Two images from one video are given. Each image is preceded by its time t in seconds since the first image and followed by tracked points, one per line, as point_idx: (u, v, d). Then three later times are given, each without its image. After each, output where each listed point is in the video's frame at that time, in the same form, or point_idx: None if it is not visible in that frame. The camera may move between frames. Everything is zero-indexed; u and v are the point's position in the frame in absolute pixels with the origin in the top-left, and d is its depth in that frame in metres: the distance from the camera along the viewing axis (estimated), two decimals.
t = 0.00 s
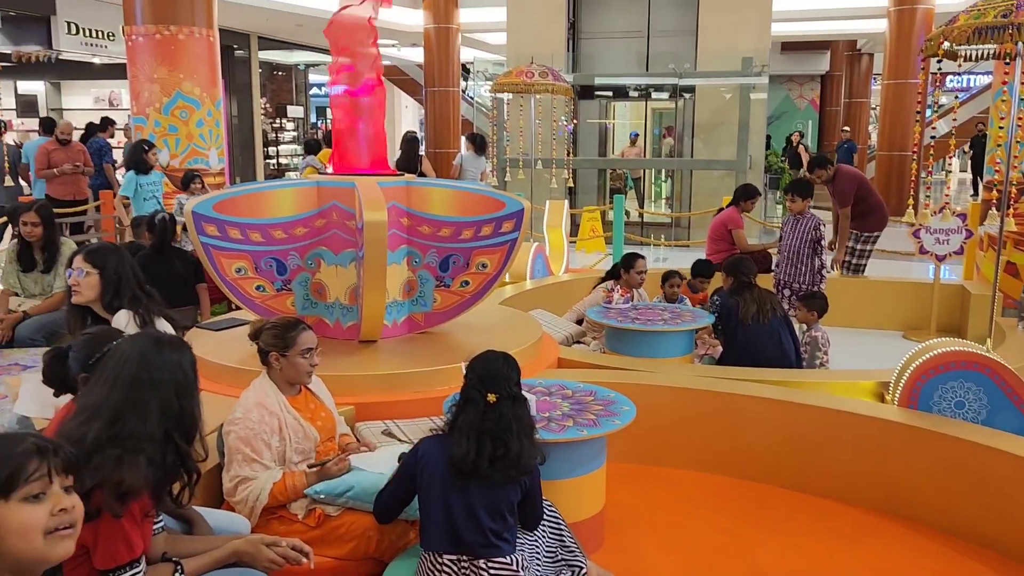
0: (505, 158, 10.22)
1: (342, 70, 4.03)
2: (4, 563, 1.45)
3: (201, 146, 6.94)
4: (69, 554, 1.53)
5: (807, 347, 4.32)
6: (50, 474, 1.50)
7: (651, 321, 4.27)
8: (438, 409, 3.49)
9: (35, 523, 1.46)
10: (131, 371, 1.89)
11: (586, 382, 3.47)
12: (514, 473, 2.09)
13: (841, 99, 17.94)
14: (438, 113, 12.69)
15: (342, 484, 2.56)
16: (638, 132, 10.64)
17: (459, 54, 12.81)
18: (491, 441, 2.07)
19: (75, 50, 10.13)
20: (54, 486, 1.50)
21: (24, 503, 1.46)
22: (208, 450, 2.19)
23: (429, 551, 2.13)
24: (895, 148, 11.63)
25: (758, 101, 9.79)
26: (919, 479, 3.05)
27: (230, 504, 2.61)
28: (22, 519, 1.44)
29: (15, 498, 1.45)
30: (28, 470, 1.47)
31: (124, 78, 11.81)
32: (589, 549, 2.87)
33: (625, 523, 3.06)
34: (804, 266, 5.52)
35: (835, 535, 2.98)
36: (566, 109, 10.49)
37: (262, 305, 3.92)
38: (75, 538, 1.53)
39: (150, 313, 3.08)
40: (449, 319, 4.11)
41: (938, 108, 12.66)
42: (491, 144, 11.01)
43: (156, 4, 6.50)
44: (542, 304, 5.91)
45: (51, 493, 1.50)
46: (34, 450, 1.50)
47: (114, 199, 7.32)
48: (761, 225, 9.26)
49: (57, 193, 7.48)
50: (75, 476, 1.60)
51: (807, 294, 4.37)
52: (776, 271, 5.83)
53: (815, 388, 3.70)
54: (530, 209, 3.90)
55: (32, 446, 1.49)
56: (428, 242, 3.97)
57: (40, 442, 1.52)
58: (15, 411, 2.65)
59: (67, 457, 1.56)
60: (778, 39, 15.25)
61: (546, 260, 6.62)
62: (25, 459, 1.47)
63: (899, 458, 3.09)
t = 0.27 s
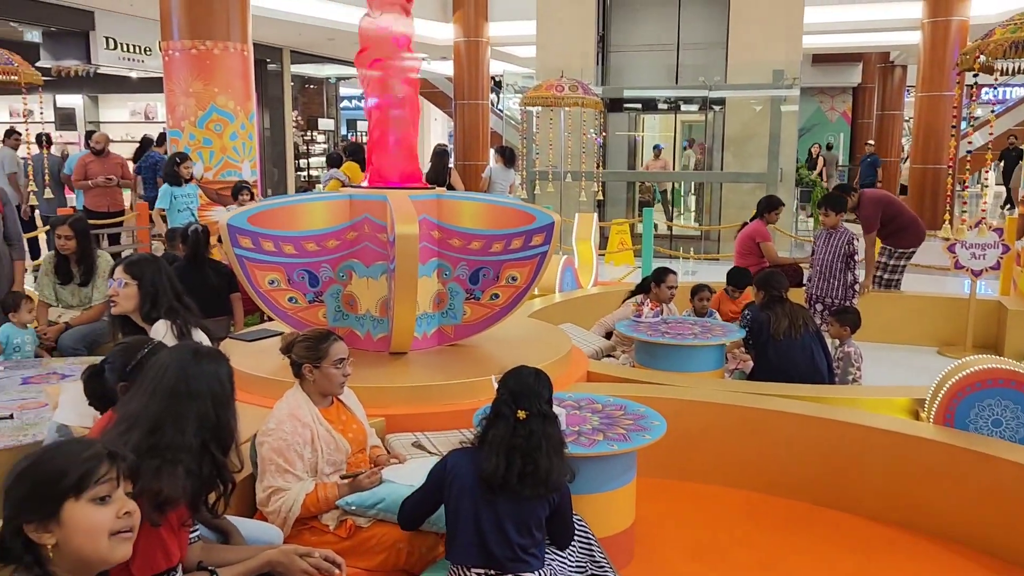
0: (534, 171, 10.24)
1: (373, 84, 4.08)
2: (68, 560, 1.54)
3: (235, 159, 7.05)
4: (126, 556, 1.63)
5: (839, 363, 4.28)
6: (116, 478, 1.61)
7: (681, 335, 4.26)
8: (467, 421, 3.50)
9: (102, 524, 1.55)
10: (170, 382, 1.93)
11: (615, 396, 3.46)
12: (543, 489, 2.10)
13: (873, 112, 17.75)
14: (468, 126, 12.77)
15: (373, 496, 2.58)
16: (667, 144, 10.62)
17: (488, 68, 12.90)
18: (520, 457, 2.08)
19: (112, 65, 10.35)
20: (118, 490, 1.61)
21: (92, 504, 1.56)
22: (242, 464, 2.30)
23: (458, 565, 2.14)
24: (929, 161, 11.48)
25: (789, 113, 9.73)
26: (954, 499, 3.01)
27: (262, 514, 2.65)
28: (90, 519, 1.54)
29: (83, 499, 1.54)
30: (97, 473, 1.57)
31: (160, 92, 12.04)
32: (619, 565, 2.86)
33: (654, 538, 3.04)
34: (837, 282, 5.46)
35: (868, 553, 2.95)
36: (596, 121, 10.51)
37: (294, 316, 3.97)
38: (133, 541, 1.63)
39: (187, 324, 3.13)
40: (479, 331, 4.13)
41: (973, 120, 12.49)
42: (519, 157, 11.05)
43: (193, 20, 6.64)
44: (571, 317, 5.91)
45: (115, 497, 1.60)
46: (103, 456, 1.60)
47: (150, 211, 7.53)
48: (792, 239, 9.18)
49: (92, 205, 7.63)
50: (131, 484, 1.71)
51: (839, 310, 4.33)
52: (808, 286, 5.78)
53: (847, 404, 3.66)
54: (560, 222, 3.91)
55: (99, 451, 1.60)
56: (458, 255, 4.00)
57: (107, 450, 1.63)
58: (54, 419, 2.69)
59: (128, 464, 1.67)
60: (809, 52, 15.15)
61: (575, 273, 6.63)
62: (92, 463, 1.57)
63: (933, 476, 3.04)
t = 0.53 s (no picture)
0: (557, 182, 10.26)
1: (397, 95, 4.10)
2: (96, 563, 1.58)
3: (260, 169, 7.13)
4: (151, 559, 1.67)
5: (866, 376, 4.23)
6: (142, 484, 1.65)
7: (705, 347, 4.24)
8: (491, 432, 3.50)
9: (128, 528, 1.59)
10: (199, 391, 1.95)
11: (639, 408, 3.45)
12: (564, 503, 2.09)
13: (900, 123, 17.57)
14: (491, 136, 12.81)
15: (397, 506, 2.59)
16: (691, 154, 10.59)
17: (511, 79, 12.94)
18: (541, 470, 2.08)
19: (141, 76, 10.52)
20: (145, 496, 1.64)
21: (119, 509, 1.59)
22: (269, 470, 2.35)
23: None
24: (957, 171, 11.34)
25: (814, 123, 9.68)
26: (982, 515, 2.96)
27: (287, 524, 2.66)
28: (116, 524, 1.58)
29: (111, 505, 1.58)
30: (125, 479, 1.61)
31: (187, 103, 12.21)
32: None
33: (677, 549, 3.02)
34: (865, 294, 5.38)
35: (894, 568, 2.91)
36: (619, 132, 10.52)
37: (319, 326, 3.99)
38: (158, 543, 1.67)
39: (217, 333, 3.16)
40: (503, 342, 4.14)
41: (1003, 130, 12.32)
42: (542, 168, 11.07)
43: (221, 32, 6.73)
44: (592, 328, 5.89)
45: (141, 502, 1.64)
46: (130, 461, 1.64)
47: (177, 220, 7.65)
48: (817, 250, 9.11)
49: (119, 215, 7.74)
50: (157, 488, 1.74)
51: (866, 322, 4.29)
52: (834, 298, 5.73)
53: (874, 417, 3.62)
54: (585, 232, 3.89)
55: (126, 457, 1.63)
56: (482, 266, 4.01)
57: (133, 454, 1.66)
58: (83, 426, 2.73)
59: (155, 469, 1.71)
60: (835, 62, 15.04)
61: (598, 284, 6.62)
62: (121, 469, 1.61)
63: (961, 492, 3.00)
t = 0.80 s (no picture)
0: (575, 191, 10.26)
1: (416, 103, 4.13)
2: (160, 567, 1.67)
3: (280, 177, 7.19)
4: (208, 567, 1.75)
5: (888, 387, 4.19)
6: (211, 497, 1.73)
7: (725, 356, 4.21)
8: (509, 441, 3.50)
9: (195, 538, 1.68)
10: (219, 399, 1.96)
11: (657, 418, 3.43)
12: (582, 513, 2.08)
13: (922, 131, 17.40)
14: (509, 144, 12.84)
15: (414, 515, 2.60)
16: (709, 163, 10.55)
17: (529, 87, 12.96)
18: (558, 480, 2.08)
19: (164, 87, 10.66)
20: (212, 509, 1.73)
21: (188, 519, 1.68)
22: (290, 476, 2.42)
23: None
24: (980, 180, 11.21)
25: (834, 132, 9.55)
26: (1007, 528, 2.91)
27: (305, 532, 2.65)
28: (185, 533, 1.66)
29: (181, 514, 1.66)
30: (197, 491, 1.69)
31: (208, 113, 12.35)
32: None
33: (697, 560, 3.00)
34: (887, 303, 5.33)
35: None
36: (637, 141, 10.51)
37: (338, 334, 4.00)
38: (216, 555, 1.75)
39: (239, 341, 3.17)
40: (522, 351, 4.13)
41: None
42: (560, 176, 11.08)
43: (242, 42, 6.80)
44: (611, 338, 5.87)
45: (208, 514, 1.72)
46: (202, 473, 1.72)
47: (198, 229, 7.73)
48: (837, 260, 9.04)
49: (140, 223, 7.83)
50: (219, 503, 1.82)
51: (887, 332, 4.25)
52: (854, 308, 5.68)
53: (897, 428, 3.57)
54: (603, 241, 3.89)
55: (199, 470, 1.71)
56: (500, 275, 4.01)
57: (205, 466, 1.74)
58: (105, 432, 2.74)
59: (221, 482, 1.79)
60: (855, 69, 14.94)
61: (617, 293, 6.61)
62: (193, 480, 1.69)
63: (985, 504, 2.96)
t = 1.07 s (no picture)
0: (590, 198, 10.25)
1: (430, 110, 4.14)
2: (298, 567, 1.67)
3: (296, 184, 7.24)
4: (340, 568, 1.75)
5: (904, 395, 4.16)
6: (338, 497, 1.73)
7: (740, 364, 4.19)
8: (523, 448, 3.49)
9: (326, 539, 1.68)
10: (235, 404, 1.97)
11: (673, 425, 3.42)
12: (602, 519, 2.08)
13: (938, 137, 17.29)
14: (523, 151, 12.87)
15: (428, 523, 2.64)
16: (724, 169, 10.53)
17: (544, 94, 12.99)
18: (579, 486, 2.07)
19: (181, 94, 10.74)
20: (339, 508, 1.73)
21: (318, 519, 1.68)
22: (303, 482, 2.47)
23: None
24: (998, 186, 11.12)
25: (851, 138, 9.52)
26: None
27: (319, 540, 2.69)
28: (317, 535, 1.67)
29: (312, 515, 1.67)
30: (324, 492, 1.70)
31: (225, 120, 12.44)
32: None
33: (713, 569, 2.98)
34: (904, 311, 5.29)
35: None
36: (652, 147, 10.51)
37: (352, 341, 4.01)
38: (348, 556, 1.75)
39: (252, 347, 3.18)
40: (536, 358, 4.13)
41: None
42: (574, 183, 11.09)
43: (259, 51, 6.85)
44: (625, 344, 5.86)
45: (336, 514, 1.73)
46: (328, 475, 1.73)
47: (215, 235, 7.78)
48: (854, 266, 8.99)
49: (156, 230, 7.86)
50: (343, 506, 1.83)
51: (904, 339, 4.21)
52: (871, 316, 5.63)
53: (914, 437, 3.54)
54: (618, 248, 3.88)
55: (324, 473, 1.72)
56: (514, 281, 4.02)
57: (329, 470, 1.74)
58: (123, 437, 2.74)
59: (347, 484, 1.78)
60: (871, 75, 14.87)
61: (631, 300, 6.60)
62: (320, 483, 1.69)
63: (1006, 515, 2.92)
